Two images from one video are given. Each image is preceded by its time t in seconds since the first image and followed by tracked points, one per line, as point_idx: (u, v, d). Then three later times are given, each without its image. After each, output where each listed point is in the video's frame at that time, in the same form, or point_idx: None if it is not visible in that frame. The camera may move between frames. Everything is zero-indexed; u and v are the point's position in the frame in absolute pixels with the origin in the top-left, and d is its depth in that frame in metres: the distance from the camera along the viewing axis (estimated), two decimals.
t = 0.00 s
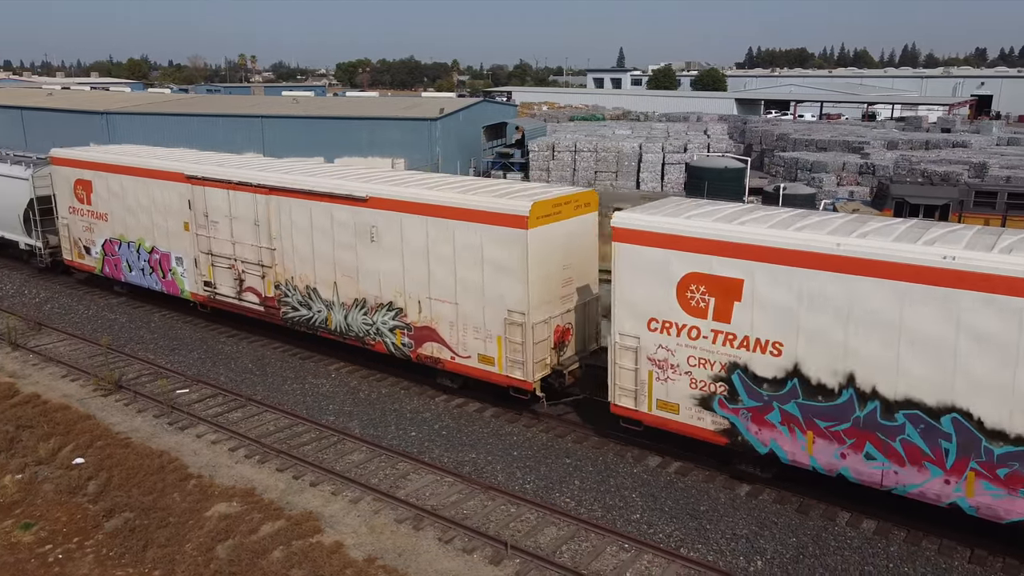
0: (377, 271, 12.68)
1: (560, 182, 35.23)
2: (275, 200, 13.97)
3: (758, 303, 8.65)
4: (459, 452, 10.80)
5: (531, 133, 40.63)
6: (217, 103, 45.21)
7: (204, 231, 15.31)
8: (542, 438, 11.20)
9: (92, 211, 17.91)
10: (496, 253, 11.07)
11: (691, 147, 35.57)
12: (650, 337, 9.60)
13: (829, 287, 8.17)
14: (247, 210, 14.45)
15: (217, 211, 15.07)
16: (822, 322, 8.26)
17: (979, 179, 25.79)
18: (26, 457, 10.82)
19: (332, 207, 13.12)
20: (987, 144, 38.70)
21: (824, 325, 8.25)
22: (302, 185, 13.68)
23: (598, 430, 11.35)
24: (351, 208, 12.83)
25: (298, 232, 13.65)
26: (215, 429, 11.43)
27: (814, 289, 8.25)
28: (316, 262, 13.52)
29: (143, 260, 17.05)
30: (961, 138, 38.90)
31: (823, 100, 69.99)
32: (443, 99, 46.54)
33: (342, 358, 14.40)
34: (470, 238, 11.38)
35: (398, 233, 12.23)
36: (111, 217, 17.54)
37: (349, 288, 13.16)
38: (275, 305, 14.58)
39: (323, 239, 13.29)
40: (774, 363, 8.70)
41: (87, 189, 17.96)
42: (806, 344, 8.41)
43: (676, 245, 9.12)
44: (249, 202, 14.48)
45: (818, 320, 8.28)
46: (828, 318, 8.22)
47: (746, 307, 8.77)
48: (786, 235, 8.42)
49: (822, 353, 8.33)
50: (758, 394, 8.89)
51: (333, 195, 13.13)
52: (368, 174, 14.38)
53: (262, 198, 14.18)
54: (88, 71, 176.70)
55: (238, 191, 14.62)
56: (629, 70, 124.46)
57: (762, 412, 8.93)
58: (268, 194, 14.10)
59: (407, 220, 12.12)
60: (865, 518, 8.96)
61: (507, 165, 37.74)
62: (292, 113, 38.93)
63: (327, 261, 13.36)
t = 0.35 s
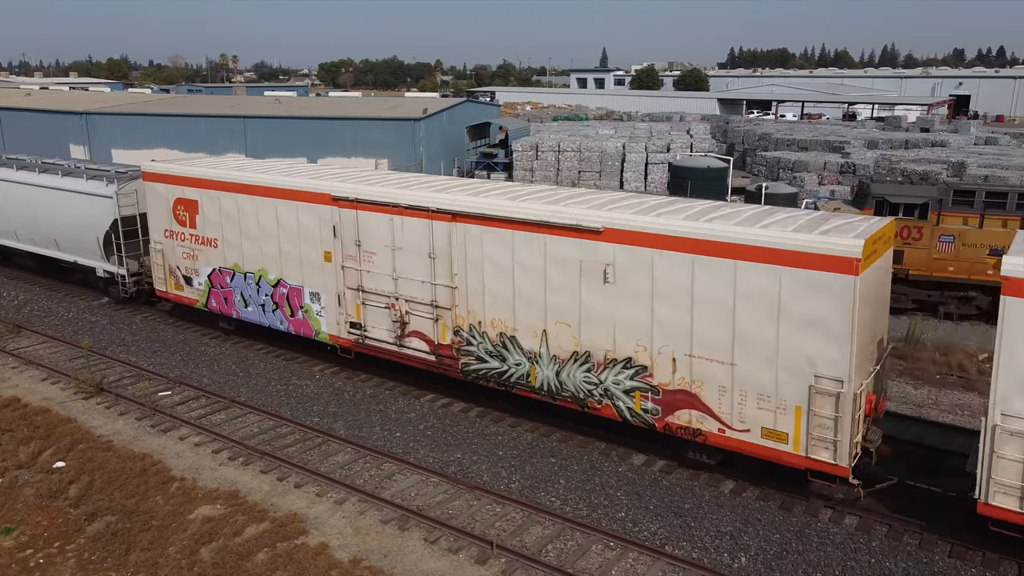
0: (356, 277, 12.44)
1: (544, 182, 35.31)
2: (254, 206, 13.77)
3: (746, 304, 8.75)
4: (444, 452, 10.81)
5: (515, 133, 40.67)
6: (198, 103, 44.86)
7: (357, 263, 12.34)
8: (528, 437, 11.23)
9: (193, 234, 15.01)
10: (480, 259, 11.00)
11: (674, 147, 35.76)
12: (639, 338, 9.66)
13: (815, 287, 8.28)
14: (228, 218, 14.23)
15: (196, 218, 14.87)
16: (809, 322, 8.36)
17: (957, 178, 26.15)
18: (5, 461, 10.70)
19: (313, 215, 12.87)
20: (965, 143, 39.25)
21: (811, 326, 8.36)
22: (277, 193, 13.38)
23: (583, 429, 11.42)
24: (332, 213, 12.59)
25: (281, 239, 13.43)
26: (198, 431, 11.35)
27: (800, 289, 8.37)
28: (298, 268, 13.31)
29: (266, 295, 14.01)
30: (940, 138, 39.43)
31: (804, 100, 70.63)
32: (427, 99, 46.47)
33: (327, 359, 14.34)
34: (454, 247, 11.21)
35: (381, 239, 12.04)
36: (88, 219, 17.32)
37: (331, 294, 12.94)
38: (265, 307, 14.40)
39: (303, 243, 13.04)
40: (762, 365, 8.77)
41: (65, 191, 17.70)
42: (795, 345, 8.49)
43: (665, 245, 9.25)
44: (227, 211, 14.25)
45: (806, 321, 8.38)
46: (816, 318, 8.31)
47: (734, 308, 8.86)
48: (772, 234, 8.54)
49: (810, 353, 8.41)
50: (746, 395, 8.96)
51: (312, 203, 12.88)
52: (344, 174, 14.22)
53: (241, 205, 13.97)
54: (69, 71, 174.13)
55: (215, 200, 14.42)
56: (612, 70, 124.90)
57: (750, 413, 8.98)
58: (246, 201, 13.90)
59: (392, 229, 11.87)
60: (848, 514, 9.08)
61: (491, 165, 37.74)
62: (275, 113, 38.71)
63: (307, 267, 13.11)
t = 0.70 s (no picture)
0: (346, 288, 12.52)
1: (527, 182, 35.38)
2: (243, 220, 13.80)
3: (723, 306, 8.84)
4: (429, 452, 10.82)
5: (498, 133, 40.69)
6: (178, 103, 44.46)
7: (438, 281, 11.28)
8: (513, 437, 11.26)
9: (364, 269, 12.20)
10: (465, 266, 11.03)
11: (656, 147, 35.97)
12: (618, 338, 9.73)
13: (791, 287, 8.40)
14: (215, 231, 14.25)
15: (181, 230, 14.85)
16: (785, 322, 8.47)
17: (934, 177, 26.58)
18: None
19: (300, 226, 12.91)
20: (943, 143, 39.86)
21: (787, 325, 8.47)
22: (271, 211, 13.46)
23: (568, 428, 11.47)
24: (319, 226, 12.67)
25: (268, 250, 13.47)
26: (180, 434, 11.27)
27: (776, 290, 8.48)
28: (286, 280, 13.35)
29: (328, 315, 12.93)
30: (918, 138, 40.01)
31: (785, 100, 71.36)
32: (410, 99, 46.39)
33: (310, 360, 14.28)
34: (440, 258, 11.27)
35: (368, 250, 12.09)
36: (70, 223, 17.13)
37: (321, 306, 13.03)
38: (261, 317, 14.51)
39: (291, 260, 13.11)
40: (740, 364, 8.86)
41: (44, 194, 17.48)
42: (772, 345, 8.58)
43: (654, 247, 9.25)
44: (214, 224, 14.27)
45: (783, 321, 8.49)
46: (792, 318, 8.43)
47: (713, 308, 8.95)
48: (749, 233, 8.63)
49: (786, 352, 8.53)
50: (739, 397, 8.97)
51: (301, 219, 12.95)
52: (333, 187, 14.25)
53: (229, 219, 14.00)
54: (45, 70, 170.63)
55: (201, 213, 14.41)
56: (594, 70, 125.40)
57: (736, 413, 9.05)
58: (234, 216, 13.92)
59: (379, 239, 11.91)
60: (829, 510, 9.20)
61: (474, 165, 37.74)
62: (256, 113, 38.47)
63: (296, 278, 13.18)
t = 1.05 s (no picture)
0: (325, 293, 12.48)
1: (513, 182, 35.44)
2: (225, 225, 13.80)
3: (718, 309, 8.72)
4: (417, 452, 10.83)
5: (484, 133, 40.72)
6: (162, 104, 44.13)
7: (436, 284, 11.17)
8: (501, 437, 11.29)
9: (609, 315, 9.57)
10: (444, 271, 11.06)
11: (642, 147, 36.13)
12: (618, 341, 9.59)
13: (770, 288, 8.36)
14: (197, 236, 14.21)
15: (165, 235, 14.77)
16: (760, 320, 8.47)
17: (917, 175, 26.87)
18: None
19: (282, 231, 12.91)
20: (925, 142, 40.31)
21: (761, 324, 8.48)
22: (255, 216, 13.46)
23: (556, 427, 11.51)
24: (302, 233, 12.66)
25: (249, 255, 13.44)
26: (166, 436, 11.22)
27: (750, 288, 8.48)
28: (267, 286, 13.32)
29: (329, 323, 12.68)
30: (900, 137, 40.45)
31: (769, 99, 71.88)
32: (395, 99, 46.31)
33: (297, 361, 14.24)
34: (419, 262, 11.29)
35: (348, 256, 12.07)
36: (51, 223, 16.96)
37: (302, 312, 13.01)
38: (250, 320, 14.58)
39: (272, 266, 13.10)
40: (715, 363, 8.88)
41: (24, 195, 17.24)
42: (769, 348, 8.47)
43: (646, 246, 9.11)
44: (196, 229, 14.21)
45: (757, 320, 8.49)
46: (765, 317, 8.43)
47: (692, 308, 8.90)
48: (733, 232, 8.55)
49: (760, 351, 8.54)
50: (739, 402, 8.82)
51: (286, 224, 12.96)
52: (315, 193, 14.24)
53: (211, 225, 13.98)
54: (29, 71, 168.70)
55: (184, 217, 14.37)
56: (580, 70, 125.72)
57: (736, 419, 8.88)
58: (216, 221, 13.90)
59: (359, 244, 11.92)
60: (815, 506, 9.30)
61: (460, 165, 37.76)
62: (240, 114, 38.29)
63: (277, 284, 13.14)
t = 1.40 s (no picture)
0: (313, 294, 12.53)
1: (503, 183, 35.45)
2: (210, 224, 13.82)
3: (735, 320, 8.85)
4: (407, 452, 10.84)
5: (474, 133, 40.71)
6: (148, 104, 43.86)
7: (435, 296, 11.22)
8: (491, 436, 11.30)
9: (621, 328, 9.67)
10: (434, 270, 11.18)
11: (631, 147, 36.23)
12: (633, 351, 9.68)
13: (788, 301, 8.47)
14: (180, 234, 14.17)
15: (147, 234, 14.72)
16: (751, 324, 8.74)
17: (904, 175, 27.09)
18: None
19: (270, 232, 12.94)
20: (912, 142, 40.65)
21: (753, 327, 8.74)
22: (239, 215, 13.50)
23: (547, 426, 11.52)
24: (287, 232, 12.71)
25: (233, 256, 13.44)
26: (154, 437, 11.17)
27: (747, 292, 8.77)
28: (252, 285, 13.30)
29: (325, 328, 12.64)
30: (887, 137, 40.79)
31: (756, 99, 72.23)
32: (384, 99, 46.22)
33: (287, 362, 14.19)
34: (414, 263, 11.41)
35: (339, 257, 12.14)
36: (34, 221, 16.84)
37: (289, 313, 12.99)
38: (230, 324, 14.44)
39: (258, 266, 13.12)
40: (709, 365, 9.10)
41: (153, 217, 14.75)
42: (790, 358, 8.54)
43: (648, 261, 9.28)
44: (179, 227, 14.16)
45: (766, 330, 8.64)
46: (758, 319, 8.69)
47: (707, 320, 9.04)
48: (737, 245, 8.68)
49: (752, 351, 8.77)
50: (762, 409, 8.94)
51: (273, 224, 12.97)
52: (295, 193, 14.35)
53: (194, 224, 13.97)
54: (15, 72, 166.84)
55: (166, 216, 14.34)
56: (568, 70, 125.83)
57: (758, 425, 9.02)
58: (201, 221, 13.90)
59: (352, 245, 11.99)
60: (804, 504, 9.37)
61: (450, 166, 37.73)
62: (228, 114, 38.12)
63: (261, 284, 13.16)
